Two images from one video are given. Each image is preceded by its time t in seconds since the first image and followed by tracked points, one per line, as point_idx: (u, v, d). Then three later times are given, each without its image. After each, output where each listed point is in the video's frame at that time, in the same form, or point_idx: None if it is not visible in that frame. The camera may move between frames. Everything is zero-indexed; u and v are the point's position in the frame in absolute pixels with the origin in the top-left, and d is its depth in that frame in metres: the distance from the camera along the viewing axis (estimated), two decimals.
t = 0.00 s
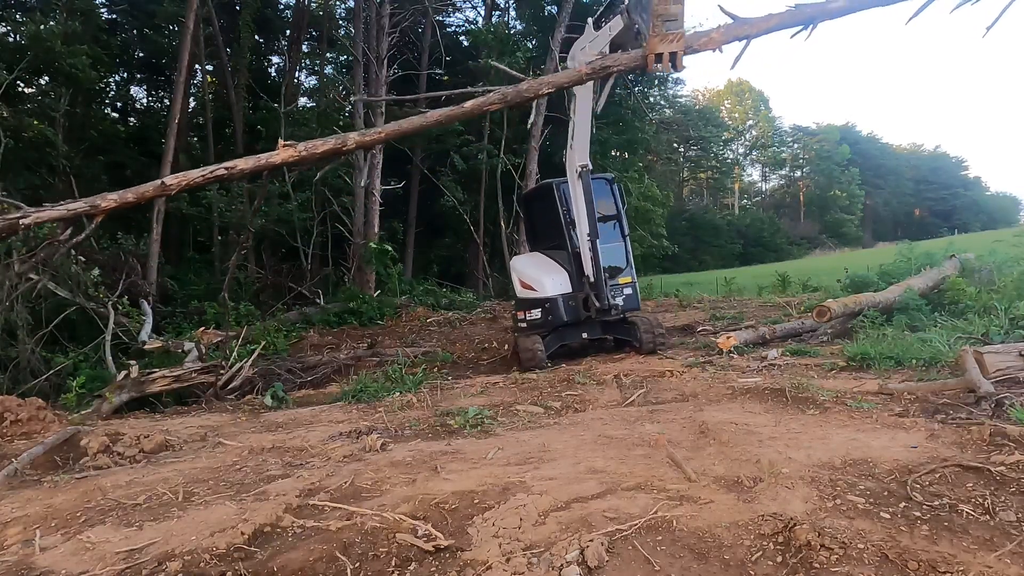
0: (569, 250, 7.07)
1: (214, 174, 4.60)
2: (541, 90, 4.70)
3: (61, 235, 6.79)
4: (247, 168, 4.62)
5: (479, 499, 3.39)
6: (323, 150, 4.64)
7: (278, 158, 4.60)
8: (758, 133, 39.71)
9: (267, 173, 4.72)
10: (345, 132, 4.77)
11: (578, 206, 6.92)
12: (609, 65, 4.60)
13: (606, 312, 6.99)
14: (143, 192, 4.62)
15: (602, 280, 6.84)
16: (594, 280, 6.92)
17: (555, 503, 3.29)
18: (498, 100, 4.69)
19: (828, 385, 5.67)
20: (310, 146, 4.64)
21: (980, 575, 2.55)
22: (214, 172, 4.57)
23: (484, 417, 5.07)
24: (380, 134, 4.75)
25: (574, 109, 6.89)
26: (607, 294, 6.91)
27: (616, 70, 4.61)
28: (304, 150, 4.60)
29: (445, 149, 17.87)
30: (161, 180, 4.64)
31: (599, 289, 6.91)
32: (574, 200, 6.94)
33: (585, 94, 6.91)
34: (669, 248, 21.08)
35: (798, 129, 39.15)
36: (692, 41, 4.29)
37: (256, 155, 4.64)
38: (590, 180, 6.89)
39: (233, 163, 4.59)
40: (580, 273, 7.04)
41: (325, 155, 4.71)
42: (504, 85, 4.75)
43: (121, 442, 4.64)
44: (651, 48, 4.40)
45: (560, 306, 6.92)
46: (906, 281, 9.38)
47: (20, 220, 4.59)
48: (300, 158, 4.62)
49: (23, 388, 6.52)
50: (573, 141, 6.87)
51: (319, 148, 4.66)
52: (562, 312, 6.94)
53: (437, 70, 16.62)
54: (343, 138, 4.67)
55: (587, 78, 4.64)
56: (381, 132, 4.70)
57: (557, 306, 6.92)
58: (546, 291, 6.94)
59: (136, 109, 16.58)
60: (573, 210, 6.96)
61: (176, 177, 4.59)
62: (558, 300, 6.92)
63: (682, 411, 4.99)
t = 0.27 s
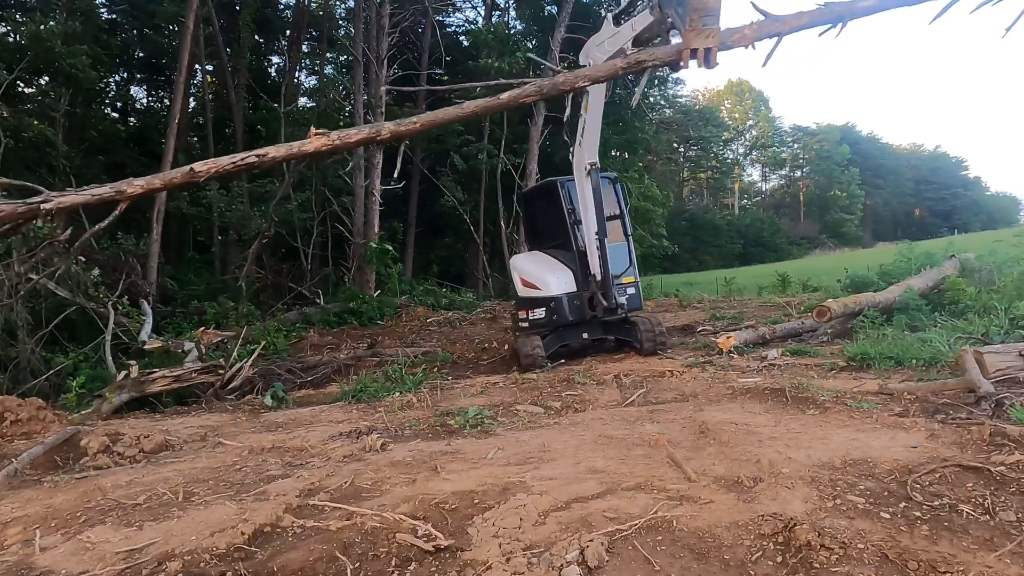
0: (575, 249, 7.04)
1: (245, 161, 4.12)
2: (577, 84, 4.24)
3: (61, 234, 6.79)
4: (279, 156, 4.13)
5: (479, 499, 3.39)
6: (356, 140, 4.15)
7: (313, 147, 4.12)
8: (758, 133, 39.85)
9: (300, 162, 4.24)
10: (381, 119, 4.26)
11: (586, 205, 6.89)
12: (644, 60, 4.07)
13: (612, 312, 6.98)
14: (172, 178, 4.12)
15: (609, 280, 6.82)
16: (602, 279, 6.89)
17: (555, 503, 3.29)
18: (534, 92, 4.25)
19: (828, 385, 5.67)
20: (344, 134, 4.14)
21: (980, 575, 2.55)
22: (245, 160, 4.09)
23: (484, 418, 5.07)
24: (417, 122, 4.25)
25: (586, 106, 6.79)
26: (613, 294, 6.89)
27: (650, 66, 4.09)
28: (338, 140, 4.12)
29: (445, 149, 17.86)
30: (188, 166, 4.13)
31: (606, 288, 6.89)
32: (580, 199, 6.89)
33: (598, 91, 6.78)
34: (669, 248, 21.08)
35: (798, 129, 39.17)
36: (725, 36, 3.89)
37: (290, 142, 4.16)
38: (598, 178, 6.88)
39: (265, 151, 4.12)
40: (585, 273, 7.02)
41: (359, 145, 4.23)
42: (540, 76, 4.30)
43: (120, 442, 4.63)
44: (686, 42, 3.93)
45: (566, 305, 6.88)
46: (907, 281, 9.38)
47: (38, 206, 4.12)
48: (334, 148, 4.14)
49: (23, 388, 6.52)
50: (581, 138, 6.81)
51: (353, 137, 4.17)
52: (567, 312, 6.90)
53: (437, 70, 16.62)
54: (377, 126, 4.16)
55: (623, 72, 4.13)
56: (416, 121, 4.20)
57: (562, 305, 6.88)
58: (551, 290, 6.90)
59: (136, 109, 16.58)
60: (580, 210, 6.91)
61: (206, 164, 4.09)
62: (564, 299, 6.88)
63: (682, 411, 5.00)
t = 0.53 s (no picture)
0: (581, 248, 7.01)
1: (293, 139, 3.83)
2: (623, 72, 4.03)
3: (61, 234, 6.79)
4: (327, 135, 3.84)
5: (479, 499, 3.39)
6: (406, 121, 3.87)
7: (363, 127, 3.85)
8: (758, 133, 40.26)
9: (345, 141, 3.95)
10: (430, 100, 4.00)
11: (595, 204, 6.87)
12: (689, 52, 3.86)
13: (620, 311, 6.98)
14: (214, 155, 3.73)
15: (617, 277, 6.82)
16: (611, 278, 6.90)
17: (555, 503, 3.29)
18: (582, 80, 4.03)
19: (828, 385, 5.67)
20: (394, 115, 3.88)
21: (980, 574, 2.55)
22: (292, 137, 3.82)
23: (484, 417, 5.07)
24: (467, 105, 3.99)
25: (598, 104, 6.81)
26: (622, 292, 6.90)
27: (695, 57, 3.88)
28: (389, 121, 3.87)
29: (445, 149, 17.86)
30: (235, 141, 3.75)
31: (614, 286, 6.90)
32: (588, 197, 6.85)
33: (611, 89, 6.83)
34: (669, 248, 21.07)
35: (798, 129, 39.20)
36: (765, 30, 3.76)
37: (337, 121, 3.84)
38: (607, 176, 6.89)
39: (311, 129, 3.83)
40: (592, 272, 7.01)
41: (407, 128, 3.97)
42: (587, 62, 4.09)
43: (121, 442, 4.63)
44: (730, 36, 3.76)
45: (573, 305, 6.81)
46: (907, 281, 9.38)
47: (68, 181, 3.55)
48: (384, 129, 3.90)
49: (23, 388, 6.51)
50: (590, 137, 6.82)
51: (402, 118, 3.91)
52: (574, 311, 6.84)
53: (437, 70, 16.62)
54: (429, 108, 3.94)
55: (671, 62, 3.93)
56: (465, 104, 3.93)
57: (569, 304, 6.81)
58: (558, 289, 6.84)
59: (136, 109, 16.58)
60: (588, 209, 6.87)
61: (251, 142, 3.78)
62: (571, 298, 6.81)
63: (682, 411, 4.99)
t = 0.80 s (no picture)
0: (585, 248, 7.01)
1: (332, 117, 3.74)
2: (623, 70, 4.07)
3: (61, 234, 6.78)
4: (366, 114, 3.80)
5: (479, 499, 3.39)
6: (446, 103, 3.87)
7: (404, 108, 3.80)
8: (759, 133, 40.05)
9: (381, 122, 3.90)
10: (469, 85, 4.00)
11: (601, 203, 6.88)
12: (721, 45, 4.33)
13: (626, 310, 6.95)
14: (251, 130, 3.63)
15: (623, 277, 6.81)
16: (616, 277, 6.87)
17: (555, 503, 3.29)
18: (621, 69, 4.18)
19: (828, 385, 5.67)
20: (434, 97, 3.86)
21: (980, 575, 2.55)
22: (332, 116, 3.70)
23: (484, 417, 5.07)
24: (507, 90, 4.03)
25: (607, 102, 6.80)
26: (628, 292, 6.87)
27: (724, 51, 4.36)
28: (428, 103, 3.84)
29: (445, 149, 17.87)
30: (272, 117, 3.67)
31: (620, 285, 6.86)
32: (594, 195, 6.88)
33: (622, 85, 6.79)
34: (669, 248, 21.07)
35: (798, 129, 39.19)
36: (790, 28, 4.26)
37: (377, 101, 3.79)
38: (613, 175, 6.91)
39: (351, 107, 3.78)
40: (597, 271, 7.00)
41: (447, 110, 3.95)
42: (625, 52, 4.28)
43: (121, 442, 4.63)
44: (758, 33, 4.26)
45: (577, 304, 6.79)
46: (907, 281, 9.38)
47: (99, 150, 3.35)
48: (423, 110, 3.85)
49: (23, 388, 6.52)
50: (598, 135, 6.83)
51: (442, 101, 3.90)
52: (578, 310, 6.81)
53: (438, 70, 16.63)
54: (469, 92, 3.92)
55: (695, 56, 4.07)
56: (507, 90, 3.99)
57: (573, 303, 6.78)
58: (562, 288, 6.81)
59: (136, 109, 16.59)
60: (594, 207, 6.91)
61: (290, 118, 3.67)
62: (575, 297, 6.78)
63: (682, 411, 4.99)
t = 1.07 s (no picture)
0: (589, 248, 6.97)
1: (364, 87, 3.63)
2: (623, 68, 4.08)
3: (61, 234, 6.77)
4: (397, 88, 3.68)
5: (479, 500, 3.39)
6: (478, 82, 3.77)
7: (436, 82, 3.72)
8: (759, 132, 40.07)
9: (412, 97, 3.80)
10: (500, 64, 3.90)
11: (605, 202, 6.85)
12: (744, 41, 4.13)
13: (631, 310, 6.96)
14: (281, 96, 3.55)
15: (628, 276, 6.84)
16: (621, 277, 6.89)
17: (555, 503, 3.29)
18: (649, 58, 4.02)
19: (828, 385, 5.67)
20: (467, 75, 3.75)
21: (980, 575, 2.55)
22: (364, 87, 3.63)
23: (484, 417, 5.07)
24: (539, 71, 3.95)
25: (614, 100, 6.77)
26: (632, 291, 6.90)
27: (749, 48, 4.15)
28: (462, 81, 3.76)
29: (445, 149, 17.86)
30: (303, 84, 3.54)
31: (625, 285, 6.89)
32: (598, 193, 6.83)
33: (630, 82, 6.74)
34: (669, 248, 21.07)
35: (798, 129, 39.20)
36: (810, 27, 4.05)
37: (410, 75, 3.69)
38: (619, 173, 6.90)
39: (384, 80, 3.65)
40: (600, 271, 6.99)
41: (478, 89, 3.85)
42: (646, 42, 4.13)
43: (121, 442, 4.63)
44: (781, 30, 4.03)
45: (581, 303, 6.77)
46: (907, 281, 9.39)
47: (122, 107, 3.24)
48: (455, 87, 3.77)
49: (23, 388, 6.52)
50: (604, 133, 6.80)
51: (474, 79, 3.80)
52: (582, 310, 6.79)
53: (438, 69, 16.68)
54: (501, 71, 3.80)
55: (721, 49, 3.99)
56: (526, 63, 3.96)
57: (577, 303, 6.76)
58: (566, 287, 6.77)
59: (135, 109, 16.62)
60: (598, 206, 6.87)
61: (320, 86, 3.56)
62: (579, 296, 6.76)
63: (682, 411, 4.99)
